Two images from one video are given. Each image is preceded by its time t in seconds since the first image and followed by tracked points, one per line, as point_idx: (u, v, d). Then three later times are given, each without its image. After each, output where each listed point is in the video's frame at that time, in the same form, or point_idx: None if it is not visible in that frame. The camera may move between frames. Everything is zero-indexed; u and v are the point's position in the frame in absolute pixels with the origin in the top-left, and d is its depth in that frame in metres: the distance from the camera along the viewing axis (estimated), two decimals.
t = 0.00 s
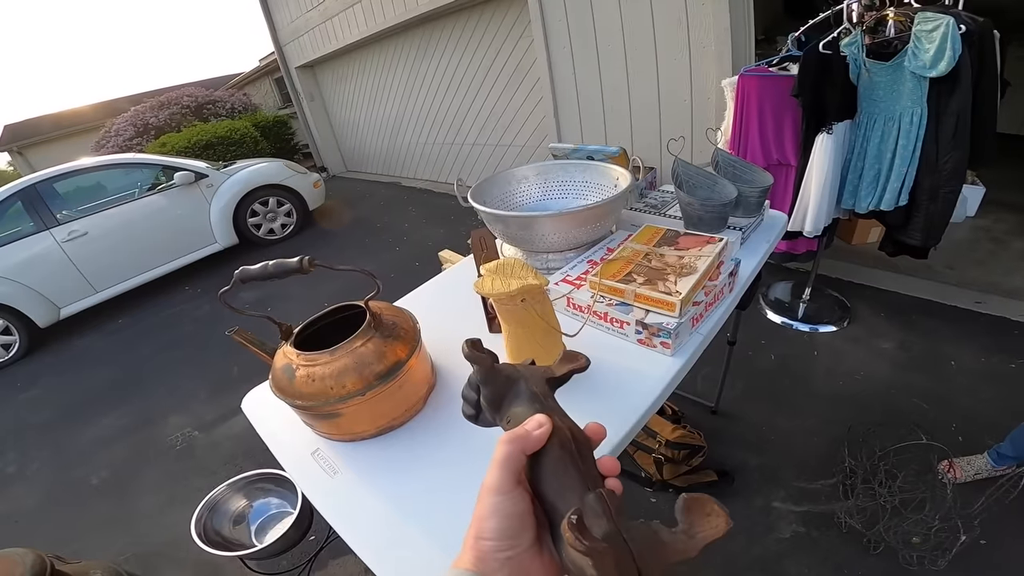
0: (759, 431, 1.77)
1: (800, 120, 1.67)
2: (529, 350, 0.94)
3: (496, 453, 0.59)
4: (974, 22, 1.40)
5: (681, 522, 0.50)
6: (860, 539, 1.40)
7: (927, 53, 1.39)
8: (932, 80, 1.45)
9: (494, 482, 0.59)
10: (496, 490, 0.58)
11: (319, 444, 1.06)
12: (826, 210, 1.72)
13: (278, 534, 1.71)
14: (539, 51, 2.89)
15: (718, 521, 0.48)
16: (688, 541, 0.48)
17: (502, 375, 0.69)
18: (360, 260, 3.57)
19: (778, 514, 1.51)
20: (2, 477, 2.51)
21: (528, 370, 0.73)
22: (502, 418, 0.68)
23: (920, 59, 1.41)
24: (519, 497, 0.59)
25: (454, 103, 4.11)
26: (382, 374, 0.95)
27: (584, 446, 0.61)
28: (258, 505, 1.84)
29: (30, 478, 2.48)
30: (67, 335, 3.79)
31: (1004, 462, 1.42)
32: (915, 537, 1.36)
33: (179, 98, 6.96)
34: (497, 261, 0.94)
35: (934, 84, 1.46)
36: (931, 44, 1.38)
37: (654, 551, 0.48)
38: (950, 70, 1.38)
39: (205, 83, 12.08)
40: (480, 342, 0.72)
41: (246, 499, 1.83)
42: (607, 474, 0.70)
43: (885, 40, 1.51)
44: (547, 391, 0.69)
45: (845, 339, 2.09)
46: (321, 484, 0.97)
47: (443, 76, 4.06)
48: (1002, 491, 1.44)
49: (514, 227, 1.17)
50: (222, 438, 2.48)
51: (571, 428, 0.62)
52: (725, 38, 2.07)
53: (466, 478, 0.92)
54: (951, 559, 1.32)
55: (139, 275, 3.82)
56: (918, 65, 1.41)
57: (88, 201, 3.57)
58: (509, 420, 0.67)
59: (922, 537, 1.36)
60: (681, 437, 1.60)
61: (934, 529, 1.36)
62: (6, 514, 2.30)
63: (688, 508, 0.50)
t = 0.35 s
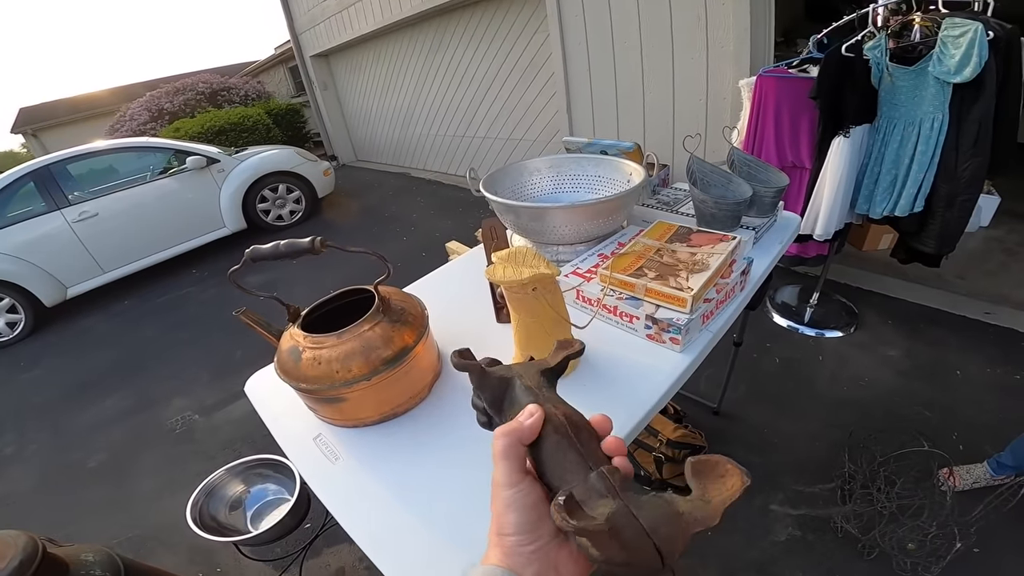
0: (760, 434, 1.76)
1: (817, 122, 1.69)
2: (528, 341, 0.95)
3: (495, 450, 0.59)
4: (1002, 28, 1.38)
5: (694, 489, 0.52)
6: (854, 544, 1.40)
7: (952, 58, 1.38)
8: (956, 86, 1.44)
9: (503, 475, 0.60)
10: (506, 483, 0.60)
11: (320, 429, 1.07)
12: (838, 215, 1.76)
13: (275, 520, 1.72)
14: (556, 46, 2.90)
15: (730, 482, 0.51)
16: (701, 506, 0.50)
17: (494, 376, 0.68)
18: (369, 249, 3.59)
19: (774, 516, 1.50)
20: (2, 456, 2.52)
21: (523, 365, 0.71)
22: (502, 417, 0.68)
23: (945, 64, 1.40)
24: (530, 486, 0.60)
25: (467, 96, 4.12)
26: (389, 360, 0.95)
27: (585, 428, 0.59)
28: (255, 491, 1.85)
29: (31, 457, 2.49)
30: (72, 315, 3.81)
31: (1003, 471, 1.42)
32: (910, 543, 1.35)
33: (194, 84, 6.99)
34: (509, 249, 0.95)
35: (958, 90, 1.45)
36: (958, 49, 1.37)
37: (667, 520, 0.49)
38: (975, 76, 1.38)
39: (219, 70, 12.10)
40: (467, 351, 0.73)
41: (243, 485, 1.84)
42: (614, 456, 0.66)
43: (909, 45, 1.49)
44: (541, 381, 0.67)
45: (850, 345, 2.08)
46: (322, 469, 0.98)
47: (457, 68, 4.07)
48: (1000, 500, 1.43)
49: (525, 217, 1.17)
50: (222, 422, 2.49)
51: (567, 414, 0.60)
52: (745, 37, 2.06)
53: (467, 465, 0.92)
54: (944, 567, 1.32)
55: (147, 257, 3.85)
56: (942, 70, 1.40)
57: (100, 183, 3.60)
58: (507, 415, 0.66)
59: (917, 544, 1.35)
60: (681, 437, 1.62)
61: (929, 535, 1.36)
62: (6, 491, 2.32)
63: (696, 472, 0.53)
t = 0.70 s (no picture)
0: (759, 437, 1.76)
1: (830, 128, 1.68)
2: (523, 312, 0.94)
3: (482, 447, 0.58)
4: None
5: (679, 487, 0.44)
6: (846, 550, 1.39)
7: (975, 65, 1.37)
8: (976, 93, 1.43)
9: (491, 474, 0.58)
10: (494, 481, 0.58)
11: (321, 418, 1.07)
12: (847, 221, 1.77)
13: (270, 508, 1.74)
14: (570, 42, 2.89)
15: (719, 481, 0.42)
16: (688, 508, 0.42)
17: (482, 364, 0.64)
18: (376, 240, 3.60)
19: (768, 520, 1.50)
20: (4, 438, 2.54)
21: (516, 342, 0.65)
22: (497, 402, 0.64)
23: (967, 71, 1.39)
24: (522, 482, 0.56)
25: (479, 90, 4.12)
26: (393, 349, 0.95)
27: (568, 417, 0.53)
28: (253, 478, 1.87)
29: (32, 438, 2.52)
30: (79, 298, 3.84)
31: (998, 480, 1.40)
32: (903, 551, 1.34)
33: (208, 72, 7.01)
34: (517, 243, 0.94)
35: (979, 97, 1.43)
36: (980, 56, 1.36)
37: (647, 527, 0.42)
38: (997, 83, 1.37)
39: (233, 59, 12.14)
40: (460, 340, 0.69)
41: (241, 472, 1.85)
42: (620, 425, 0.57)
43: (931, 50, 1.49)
44: (532, 360, 0.60)
45: (853, 351, 2.07)
46: (321, 456, 0.98)
47: (469, 62, 4.06)
48: (994, 509, 1.42)
49: (533, 212, 1.17)
50: (222, 409, 2.51)
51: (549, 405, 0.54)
52: (762, 39, 2.05)
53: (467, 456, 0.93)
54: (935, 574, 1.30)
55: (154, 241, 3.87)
56: (963, 77, 1.39)
57: (112, 168, 3.62)
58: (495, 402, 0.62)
59: (909, 550, 1.34)
60: (681, 437, 1.62)
61: (921, 542, 1.34)
62: (8, 470, 2.35)
63: (681, 466, 0.44)
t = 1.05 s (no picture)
0: (761, 441, 1.76)
1: (845, 132, 1.68)
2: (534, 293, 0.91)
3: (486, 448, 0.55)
4: None
5: (693, 515, 0.40)
6: (843, 554, 1.39)
7: (995, 71, 1.35)
8: (995, 100, 1.41)
9: (495, 477, 0.56)
10: (498, 483, 0.56)
11: (328, 409, 1.08)
12: (858, 226, 1.76)
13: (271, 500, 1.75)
14: (583, 40, 2.89)
15: (736, 519, 0.38)
16: (700, 539, 0.39)
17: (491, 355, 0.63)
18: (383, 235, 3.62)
19: (767, 523, 1.50)
20: (9, 424, 2.56)
21: (526, 326, 0.61)
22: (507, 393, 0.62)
23: (987, 78, 1.37)
24: (526, 485, 0.55)
25: (489, 86, 4.12)
26: (401, 342, 0.95)
27: (580, 423, 0.50)
28: (254, 469, 1.89)
29: (38, 424, 2.55)
30: (86, 285, 3.87)
31: (998, 488, 1.39)
32: (901, 555, 1.34)
33: (222, 64, 7.05)
34: (528, 238, 0.94)
35: (998, 104, 1.42)
36: (1000, 63, 1.33)
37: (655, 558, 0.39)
38: (1017, 90, 1.35)
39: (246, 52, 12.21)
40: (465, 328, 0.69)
41: (243, 462, 1.87)
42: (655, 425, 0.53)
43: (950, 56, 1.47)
44: (543, 352, 0.57)
45: (858, 357, 2.06)
46: (327, 448, 0.99)
47: (481, 59, 4.07)
48: (992, 516, 1.42)
49: (544, 208, 1.17)
50: (226, 399, 2.53)
51: (559, 408, 0.51)
52: (777, 41, 2.03)
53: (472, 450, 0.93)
54: None
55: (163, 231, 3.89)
56: (982, 83, 1.38)
57: (123, 157, 3.65)
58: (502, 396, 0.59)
59: (906, 555, 1.35)
60: (685, 439, 1.61)
61: (919, 548, 1.35)
62: (13, 454, 2.38)
63: (697, 496, 0.40)
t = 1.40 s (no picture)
0: (766, 442, 1.75)
1: (854, 133, 1.67)
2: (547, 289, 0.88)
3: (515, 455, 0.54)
4: None
5: (735, 541, 0.41)
6: (848, 556, 1.39)
7: (1005, 73, 1.35)
8: (1004, 101, 1.41)
9: (518, 483, 0.56)
10: (520, 490, 0.56)
11: (336, 407, 1.08)
12: (868, 228, 1.75)
13: (276, 497, 1.76)
14: (588, 41, 2.90)
15: (783, 548, 0.39)
16: (739, 563, 0.39)
17: (526, 341, 0.59)
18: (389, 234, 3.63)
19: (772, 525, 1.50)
20: (16, 420, 2.58)
21: (562, 324, 0.61)
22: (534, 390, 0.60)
23: (997, 79, 1.37)
24: (546, 494, 0.56)
25: (495, 86, 4.13)
26: (410, 339, 0.96)
27: (624, 439, 0.51)
28: (260, 467, 1.89)
29: (45, 419, 2.56)
30: (93, 282, 3.90)
31: (1004, 490, 1.40)
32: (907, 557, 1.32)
33: (229, 63, 7.08)
34: (537, 238, 0.95)
35: (1008, 105, 1.42)
36: (1010, 65, 1.33)
37: None
38: None
39: (252, 51, 12.25)
40: (496, 300, 0.61)
41: (249, 460, 1.88)
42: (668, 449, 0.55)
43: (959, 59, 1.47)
44: (584, 357, 0.58)
45: (864, 359, 2.06)
46: (335, 445, 0.99)
47: (487, 59, 4.08)
48: (999, 518, 1.42)
49: (552, 207, 1.17)
50: (231, 396, 2.54)
51: (609, 422, 0.51)
52: (784, 42, 2.03)
53: (481, 448, 0.94)
54: None
55: (169, 229, 3.92)
56: (993, 85, 1.37)
57: (131, 155, 3.67)
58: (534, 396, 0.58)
59: (911, 557, 1.32)
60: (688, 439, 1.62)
61: (925, 549, 1.32)
62: (21, 450, 2.40)
63: (745, 525, 0.41)
